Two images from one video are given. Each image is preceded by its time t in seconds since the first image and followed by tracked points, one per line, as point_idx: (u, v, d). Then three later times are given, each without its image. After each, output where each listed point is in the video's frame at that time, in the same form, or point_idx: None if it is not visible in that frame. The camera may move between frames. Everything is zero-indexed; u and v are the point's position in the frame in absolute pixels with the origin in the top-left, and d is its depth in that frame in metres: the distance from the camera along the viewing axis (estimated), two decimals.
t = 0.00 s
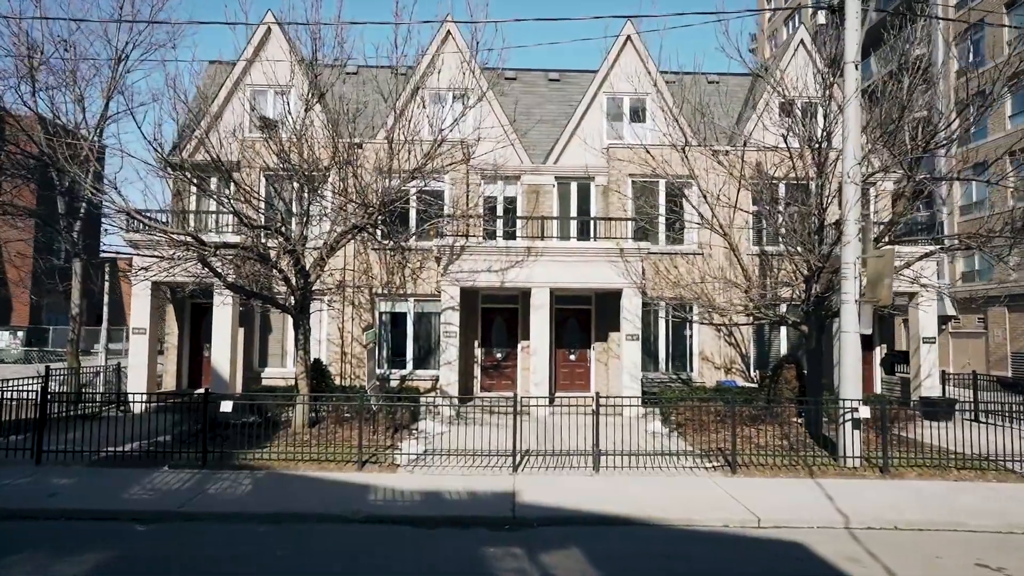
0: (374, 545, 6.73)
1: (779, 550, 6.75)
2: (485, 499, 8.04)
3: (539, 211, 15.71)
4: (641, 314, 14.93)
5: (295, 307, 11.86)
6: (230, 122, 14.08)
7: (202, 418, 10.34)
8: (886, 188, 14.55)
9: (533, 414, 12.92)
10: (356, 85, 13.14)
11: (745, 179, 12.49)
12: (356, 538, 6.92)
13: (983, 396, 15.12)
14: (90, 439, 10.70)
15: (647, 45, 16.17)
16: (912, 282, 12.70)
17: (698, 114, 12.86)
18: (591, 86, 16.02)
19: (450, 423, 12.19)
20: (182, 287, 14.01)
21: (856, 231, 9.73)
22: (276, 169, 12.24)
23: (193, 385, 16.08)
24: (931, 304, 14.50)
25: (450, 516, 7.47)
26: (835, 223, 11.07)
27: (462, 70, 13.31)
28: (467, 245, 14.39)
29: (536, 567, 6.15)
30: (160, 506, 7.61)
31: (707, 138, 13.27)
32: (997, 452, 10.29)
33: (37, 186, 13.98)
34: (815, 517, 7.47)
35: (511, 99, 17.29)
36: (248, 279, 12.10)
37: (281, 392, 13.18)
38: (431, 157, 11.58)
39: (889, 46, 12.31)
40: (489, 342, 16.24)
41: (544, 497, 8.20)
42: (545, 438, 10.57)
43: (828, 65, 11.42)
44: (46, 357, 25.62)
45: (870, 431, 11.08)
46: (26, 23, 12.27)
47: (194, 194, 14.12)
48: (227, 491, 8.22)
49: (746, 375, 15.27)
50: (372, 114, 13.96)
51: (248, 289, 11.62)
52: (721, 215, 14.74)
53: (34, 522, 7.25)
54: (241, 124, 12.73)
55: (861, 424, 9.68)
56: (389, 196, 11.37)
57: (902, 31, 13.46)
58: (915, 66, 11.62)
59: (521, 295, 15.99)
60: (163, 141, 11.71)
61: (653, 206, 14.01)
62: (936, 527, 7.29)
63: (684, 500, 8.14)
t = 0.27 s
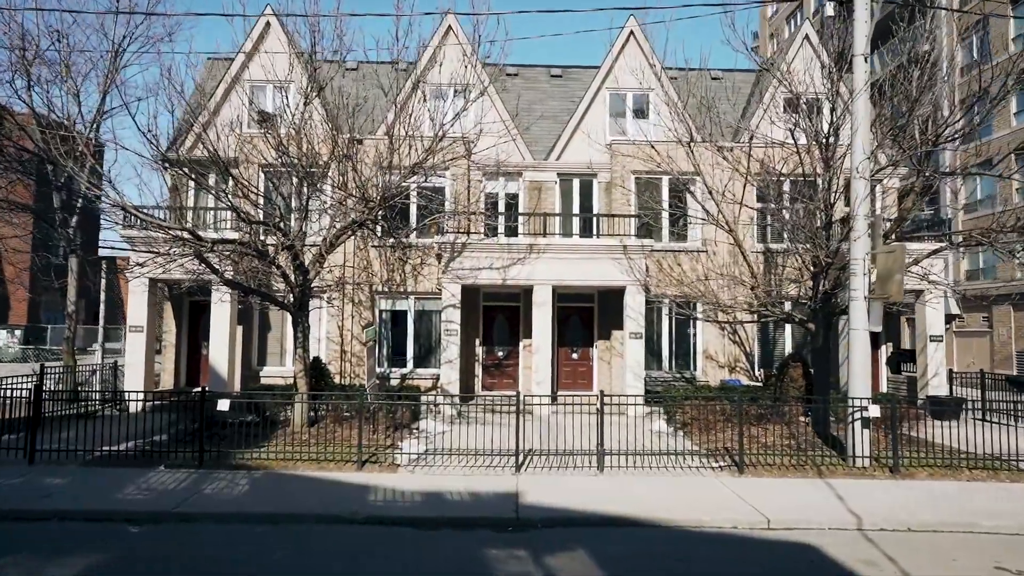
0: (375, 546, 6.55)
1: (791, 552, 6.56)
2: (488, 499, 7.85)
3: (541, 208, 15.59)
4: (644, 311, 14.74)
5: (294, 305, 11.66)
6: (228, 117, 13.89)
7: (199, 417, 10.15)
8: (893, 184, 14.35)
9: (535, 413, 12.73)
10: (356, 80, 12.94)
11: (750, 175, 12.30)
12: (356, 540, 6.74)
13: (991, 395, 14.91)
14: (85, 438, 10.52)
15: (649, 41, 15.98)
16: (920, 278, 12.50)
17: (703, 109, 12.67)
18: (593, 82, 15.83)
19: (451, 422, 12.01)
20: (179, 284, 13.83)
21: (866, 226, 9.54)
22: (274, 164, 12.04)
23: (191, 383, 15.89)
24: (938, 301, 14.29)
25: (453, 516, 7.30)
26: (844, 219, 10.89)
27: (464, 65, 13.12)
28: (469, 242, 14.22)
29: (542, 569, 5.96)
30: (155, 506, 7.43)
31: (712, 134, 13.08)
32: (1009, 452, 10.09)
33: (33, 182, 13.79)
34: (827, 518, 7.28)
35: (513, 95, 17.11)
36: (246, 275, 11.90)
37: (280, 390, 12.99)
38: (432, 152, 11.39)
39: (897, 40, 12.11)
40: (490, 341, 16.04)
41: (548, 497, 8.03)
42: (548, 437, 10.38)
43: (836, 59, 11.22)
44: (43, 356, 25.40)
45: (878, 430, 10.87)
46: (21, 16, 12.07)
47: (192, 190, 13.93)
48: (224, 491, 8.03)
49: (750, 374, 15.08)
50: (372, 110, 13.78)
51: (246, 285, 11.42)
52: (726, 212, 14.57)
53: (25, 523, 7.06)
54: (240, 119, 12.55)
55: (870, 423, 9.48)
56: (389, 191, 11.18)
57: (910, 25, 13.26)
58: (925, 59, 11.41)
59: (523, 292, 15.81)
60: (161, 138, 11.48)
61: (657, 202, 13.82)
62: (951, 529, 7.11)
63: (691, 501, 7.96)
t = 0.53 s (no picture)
0: (374, 548, 6.36)
1: (803, 554, 6.37)
2: (491, 500, 7.66)
3: (542, 204, 15.45)
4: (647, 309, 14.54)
5: (292, 301, 11.45)
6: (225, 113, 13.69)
7: (195, 415, 9.96)
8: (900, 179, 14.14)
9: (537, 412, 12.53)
10: (355, 75, 12.74)
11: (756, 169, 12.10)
12: (355, 541, 6.55)
13: (1000, 394, 14.68)
14: (79, 437, 10.33)
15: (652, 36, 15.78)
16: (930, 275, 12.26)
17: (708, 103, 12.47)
18: (594, 78, 15.64)
19: (452, 421, 11.81)
20: (176, 281, 13.63)
21: (875, 221, 9.33)
22: (271, 159, 11.83)
23: (188, 382, 15.69)
24: (946, 299, 14.07)
25: (454, 516, 7.11)
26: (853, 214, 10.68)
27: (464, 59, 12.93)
28: (470, 239, 14.04)
29: (547, 572, 5.78)
30: (149, 506, 7.24)
31: (716, 129, 12.89)
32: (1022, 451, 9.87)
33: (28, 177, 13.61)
34: (838, 519, 7.09)
35: (514, 90, 16.92)
36: (244, 272, 11.69)
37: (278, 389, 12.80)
38: (432, 146, 11.19)
39: (905, 32, 11.90)
40: (492, 339, 15.85)
41: (552, 497, 7.84)
42: (551, 436, 10.18)
43: (843, 51, 11.01)
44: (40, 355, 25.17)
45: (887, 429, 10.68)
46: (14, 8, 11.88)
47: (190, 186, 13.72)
48: (220, 491, 7.83)
49: (754, 373, 14.94)
50: (372, 105, 13.60)
51: (243, 281, 11.21)
52: (730, 208, 14.40)
53: (15, 524, 6.88)
54: (237, 113, 12.36)
55: (880, 421, 9.28)
56: (389, 185, 10.98)
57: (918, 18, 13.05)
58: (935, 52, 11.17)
59: (525, 290, 15.62)
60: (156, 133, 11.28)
61: (661, 198, 13.62)
62: (967, 530, 6.91)
63: (699, 501, 7.77)
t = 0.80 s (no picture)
0: (373, 550, 6.13)
1: (818, 557, 6.14)
2: (494, 500, 7.42)
3: (544, 200, 15.23)
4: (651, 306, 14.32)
5: (289, 297, 11.19)
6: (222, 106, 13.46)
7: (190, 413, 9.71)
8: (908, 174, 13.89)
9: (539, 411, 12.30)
10: (353, 68, 12.50)
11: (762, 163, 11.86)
12: (354, 543, 6.32)
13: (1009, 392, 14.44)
14: (71, 436, 10.09)
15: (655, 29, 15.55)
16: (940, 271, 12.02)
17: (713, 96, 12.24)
18: (596, 72, 15.42)
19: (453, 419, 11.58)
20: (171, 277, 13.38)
21: (887, 213, 9.08)
22: (268, 152, 11.59)
23: (185, 380, 15.47)
24: (955, 295, 13.83)
25: (456, 517, 6.90)
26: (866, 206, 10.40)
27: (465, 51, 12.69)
28: (471, 234, 13.81)
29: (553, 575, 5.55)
30: (141, 506, 7.01)
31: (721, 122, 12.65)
32: None
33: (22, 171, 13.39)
34: (853, 520, 6.86)
35: (516, 85, 16.69)
36: (241, 267, 11.45)
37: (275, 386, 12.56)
38: (432, 138, 10.95)
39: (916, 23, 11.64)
40: (493, 336, 15.63)
41: (556, 497, 7.62)
42: (554, 435, 9.94)
43: (853, 42, 10.76)
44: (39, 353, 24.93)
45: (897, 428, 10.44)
46: None
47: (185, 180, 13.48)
48: (214, 491, 7.60)
49: (760, 370, 14.72)
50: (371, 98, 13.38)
51: (239, 277, 10.96)
52: (735, 203, 14.17)
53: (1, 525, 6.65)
54: (234, 106, 12.12)
55: (892, 419, 9.04)
56: (388, 178, 10.74)
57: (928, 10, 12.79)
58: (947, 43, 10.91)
59: (526, 287, 15.40)
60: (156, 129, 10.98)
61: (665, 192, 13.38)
62: (986, 531, 6.69)
63: (708, 501, 7.54)
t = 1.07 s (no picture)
0: (370, 555, 5.89)
1: (835, 561, 5.90)
2: (496, 503, 7.17)
3: (546, 196, 14.99)
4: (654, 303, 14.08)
5: (286, 294, 10.94)
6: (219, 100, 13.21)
7: (184, 412, 9.47)
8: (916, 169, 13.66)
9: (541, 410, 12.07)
10: (352, 60, 12.25)
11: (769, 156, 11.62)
12: (350, 547, 6.08)
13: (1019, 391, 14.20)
14: (63, 436, 9.85)
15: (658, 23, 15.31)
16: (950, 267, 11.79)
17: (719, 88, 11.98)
18: (599, 67, 15.19)
19: (454, 418, 11.35)
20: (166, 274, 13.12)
21: (899, 207, 8.83)
22: (264, 146, 11.32)
23: (182, 378, 15.23)
24: (964, 292, 13.60)
25: (456, 519, 6.66)
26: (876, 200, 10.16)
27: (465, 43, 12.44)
28: (471, 230, 13.57)
29: None
30: (131, 509, 6.77)
31: (727, 116, 12.40)
32: None
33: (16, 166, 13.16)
34: (867, 524, 6.63)
35: (517, 79, 16.45)
36: (237, 263, 11.21)
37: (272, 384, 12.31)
38: (432, 131, 10.70)
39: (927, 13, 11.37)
40: (494, 334, 15.39)
41: (560, 499, 7.38)
42: (557, 435, 9.70)
43: (863, 32, 10.48)
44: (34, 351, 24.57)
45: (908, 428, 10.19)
46: None
47: (181, 175, 13.23)
48: (208, 493, 7.36)
49: (765, 369, 14.50)
50: (370, 92, 13.13)
51: (235, 272, 10.71)
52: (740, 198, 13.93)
53: None
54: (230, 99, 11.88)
55: (904, 418, 8.79)
56: (386, 172, 10.49)
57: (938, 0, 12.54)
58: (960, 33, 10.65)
59: (528, 284, 15.16)
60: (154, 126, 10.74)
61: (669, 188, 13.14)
62: (1007, 535, 6.45)
63: (717, 504, 7.31)
